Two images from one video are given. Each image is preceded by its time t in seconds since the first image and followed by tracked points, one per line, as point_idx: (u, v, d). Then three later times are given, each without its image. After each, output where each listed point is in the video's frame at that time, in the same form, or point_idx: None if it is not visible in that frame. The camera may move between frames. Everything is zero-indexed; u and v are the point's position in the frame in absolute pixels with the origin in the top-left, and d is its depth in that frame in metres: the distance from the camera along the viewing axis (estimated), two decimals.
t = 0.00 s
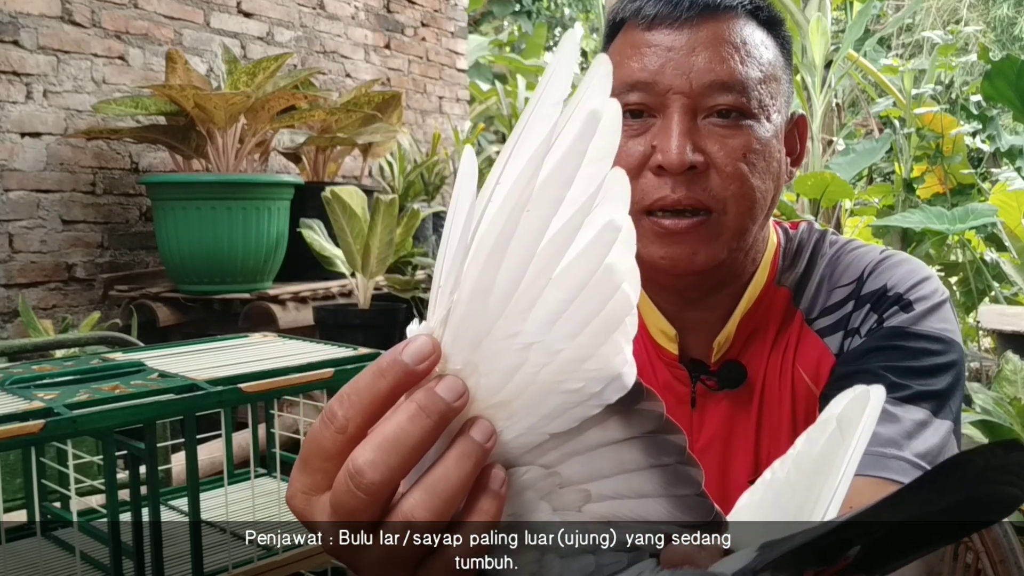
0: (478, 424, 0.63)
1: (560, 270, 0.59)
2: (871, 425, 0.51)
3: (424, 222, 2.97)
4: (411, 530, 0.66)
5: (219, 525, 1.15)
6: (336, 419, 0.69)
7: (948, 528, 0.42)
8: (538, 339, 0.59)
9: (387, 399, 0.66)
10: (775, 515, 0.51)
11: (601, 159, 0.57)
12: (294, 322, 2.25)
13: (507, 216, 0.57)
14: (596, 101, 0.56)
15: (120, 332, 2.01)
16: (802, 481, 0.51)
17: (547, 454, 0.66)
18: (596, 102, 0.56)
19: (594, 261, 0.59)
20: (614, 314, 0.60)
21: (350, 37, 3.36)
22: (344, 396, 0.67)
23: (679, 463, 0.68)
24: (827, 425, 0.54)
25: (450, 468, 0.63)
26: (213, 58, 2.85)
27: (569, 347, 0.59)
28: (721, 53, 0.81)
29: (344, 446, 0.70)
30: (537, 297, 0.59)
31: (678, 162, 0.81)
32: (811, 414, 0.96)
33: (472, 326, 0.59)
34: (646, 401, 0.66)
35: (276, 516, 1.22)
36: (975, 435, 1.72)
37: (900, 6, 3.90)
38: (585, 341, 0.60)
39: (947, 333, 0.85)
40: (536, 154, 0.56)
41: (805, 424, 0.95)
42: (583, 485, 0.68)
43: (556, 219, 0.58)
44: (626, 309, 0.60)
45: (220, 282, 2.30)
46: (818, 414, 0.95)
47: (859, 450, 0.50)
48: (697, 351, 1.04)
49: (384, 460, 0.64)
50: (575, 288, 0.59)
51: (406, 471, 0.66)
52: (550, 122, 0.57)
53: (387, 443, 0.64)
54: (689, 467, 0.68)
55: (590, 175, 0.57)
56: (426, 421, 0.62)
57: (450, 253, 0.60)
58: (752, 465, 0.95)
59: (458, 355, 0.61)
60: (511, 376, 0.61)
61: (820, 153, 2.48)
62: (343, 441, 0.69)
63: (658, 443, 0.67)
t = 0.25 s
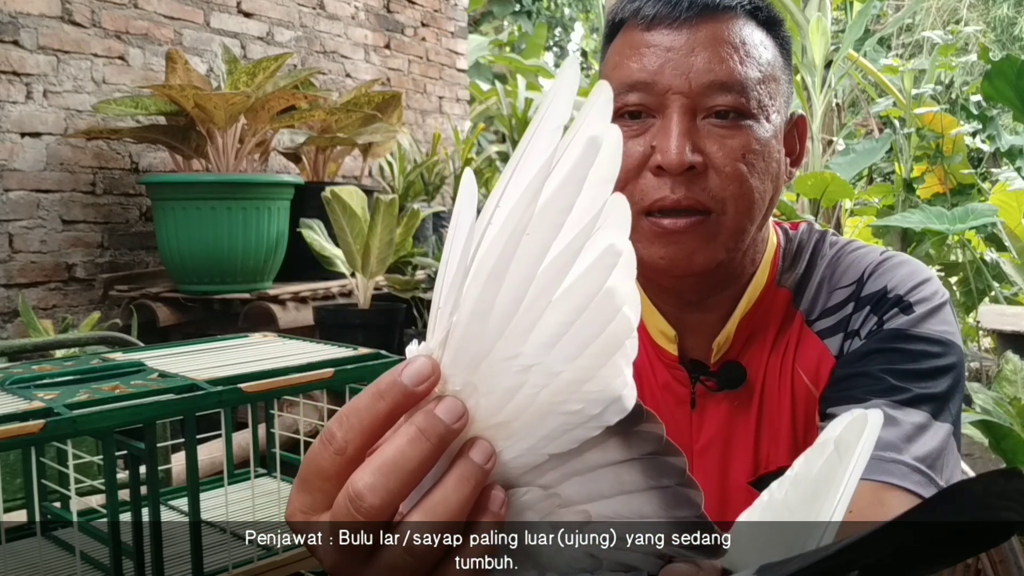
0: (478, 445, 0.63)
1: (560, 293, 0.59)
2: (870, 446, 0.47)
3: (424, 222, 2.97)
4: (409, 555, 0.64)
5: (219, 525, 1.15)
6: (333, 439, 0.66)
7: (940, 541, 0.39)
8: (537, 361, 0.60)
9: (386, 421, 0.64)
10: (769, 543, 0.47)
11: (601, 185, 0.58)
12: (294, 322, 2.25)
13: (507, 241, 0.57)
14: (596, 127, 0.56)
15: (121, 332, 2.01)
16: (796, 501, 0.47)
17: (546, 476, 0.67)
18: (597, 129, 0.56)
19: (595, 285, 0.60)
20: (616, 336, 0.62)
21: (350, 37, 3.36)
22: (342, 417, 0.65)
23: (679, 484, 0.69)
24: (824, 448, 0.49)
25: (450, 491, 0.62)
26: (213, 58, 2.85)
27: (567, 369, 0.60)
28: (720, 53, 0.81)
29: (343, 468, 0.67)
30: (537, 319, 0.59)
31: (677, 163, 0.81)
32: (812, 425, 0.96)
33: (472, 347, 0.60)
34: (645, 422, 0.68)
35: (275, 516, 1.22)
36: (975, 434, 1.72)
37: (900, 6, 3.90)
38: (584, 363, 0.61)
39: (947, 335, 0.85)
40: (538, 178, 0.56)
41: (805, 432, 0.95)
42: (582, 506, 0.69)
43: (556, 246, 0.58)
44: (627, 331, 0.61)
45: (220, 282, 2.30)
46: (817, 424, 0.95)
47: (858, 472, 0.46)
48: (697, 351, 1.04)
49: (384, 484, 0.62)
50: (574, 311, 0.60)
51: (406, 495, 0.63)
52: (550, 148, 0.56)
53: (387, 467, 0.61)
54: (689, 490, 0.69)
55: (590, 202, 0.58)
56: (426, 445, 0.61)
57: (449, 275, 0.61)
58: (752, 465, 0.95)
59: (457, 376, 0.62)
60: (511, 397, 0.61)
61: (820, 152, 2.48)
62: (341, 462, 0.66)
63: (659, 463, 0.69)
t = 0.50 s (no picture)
0: (477, 453, 0.62)
1: (560, 302, 0.59)
2: (869, 457, 0.46)
3: (424, 222, 2.97)
4: (409, 562, 0.64)
5: (219, 525, 1.15)
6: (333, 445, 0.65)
7: (944, 552, 0.35)
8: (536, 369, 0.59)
9: (386, 428, 0.64)
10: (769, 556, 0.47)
11: (600, 193, 0.57)
12: (293, 322, 2.25)
13: (506, 249, 0.57)
14: (595, 136, 0.56)
15: (120, 332, 2.01)
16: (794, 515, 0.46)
17: (545, 484, 0.66)
18: (596, 138, 0.56)
19: (594, 294, 0.59)
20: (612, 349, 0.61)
21: (350, 37, 3.36)
22: (341, 425, 0.64)
23: (678, 494, 0.66)
24: (824, 459, 0.48)
25: (448, 499, 0.62)
26: (213, 58, 2.85)
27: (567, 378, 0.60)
28: (719, 54, 0.81)
29: (343, 475, 0.66)
30: (536, 327, 0.59)
31: (676, 164, 0.81)
32: (811, 429, 0.96)
33: (471, 355, 0.60)
34: (643, 432, 0.67)
35: (276, 516, 1.22)
36: (975, 434, 1.72)
37: (900, 6, 3.90)
38: (584, 372, 0.60)
39: (947, 336, 0.85)
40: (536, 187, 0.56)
41: (805, 435, 0.95)
42: (581, 514, 0.67)
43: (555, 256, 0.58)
44: (625, 340, 0.60)
45: (220, 282, 2.30)
46: (817, 427, 0.95)
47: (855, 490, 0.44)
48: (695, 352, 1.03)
49: (383, 492, 0.62)
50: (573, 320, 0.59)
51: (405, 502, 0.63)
52: (549, 157, 0.57)
53: (387, 475, 0.61)
54: (687, 499, 0.66)
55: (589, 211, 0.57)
56: (425, 453, 0.60)
57: (449, 284, 0.61)
58: (752, 465, 0.95)
59: (456, 384, 0.62)
60: (510, 405, 0.61)
61: (820, 153, 2.49)
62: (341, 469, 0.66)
63: (656, 473, 0.66)
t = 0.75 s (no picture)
0: (482, 457, 0.62)
1: (568, 308, 0.58)
2: (869, 464, 0.46)
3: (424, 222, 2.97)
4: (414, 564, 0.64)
5: (219, 525, 1.15)
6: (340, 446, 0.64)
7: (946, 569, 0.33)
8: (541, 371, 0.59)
9: (392, 431, 0.63)
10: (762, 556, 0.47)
11: (612, 202, 0.56)
12: (294, 322, 2.25)
13: (515, 258, 0.55)
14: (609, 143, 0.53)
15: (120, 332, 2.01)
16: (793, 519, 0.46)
17: (548, 488, 0.66)
18: (608, 146, 0.53)
19: (603, 300, 0.58)
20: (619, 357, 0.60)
21: (350, 37, 3.36)
22: (347, 426, 0.63)
23: (680, 501, 0.66)
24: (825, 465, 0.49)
25: (453, 503, 0.61)
26: (213, 58, 2.85)
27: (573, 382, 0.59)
28: (720, 53, 0.81)
29: (348, 477, 0.66)
30: (543, 333, 0.58)
31: (677, 163, 0.81)
32: (811, 430, 0.96)
33: (478, 360, 0.59)
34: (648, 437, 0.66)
35: (276, 516, 1.22)
36: (975, 434, 1.72)
37: (899, 6, 3.90)
38: (590, 377, 0.59)
39: (947, 337, 0.85)
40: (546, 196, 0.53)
41: (805, 436, 0.95)
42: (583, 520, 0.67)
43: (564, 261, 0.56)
44: (632, 347, 0.60)
45: (220, 283, 2.30)
46: (817, 428, 0.95)
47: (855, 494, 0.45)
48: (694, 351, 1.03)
49: (389, 493, 0.61)
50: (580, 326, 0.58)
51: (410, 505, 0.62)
52: (560, 165, 0.54)
53: (393, 477, 0.60)
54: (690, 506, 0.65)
55: (599, 219, 0.55)
56: (431, 455, 0.60)
57: (457, 287, 0.59)
58: (751, 466, 0.96)
59: (461, 388, 0.60)
60: (515, 410, 0.60)
61: (820, 152, 2.48)
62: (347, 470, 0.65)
63: (658, 480, 0.66)
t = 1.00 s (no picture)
0: (493, 461, 0.60)
1: (587, 317, 0.56)
2: (876, 476, 0.46)
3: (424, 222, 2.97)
4: (422, 566, 0.62)
5: (219, 525, 1.15)
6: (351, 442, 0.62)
7: None
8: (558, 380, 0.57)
9: (406, 430, 0.61)
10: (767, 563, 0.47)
11: (640, 214, 0.54)
12: (293, 322, 2.25)
13: (539, 262, 0.55)
14: (643, 158, 0.53)
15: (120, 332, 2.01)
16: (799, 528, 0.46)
17: (555, 495, 0.63)
18: (641, 161, 0.53)
19: (623, 311, 0.56)
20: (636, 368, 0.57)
21: (350, 37, 3.36)
22: (360, 424, 0.62)
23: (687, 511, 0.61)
24: (830, 473, 0.49)
25: (464, 506, 0.59)
26: (213, 58, 2.85)
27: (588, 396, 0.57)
28: (721, 51, 0.81)
29: (360, 474, 0.64)
30: (561, 340, 0.56)
31: (679, 161, 0.81)
32: (811, 431, 0.96)
33: (494, 366, 0.58)
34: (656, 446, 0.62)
35: (275, 516, 1.22)
36: (975, 434, 1.72)
37: (899, 5, 3.90)
38: (604, 389, 0.57)
39: (948, 339, 0.84)
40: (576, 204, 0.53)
41: (804, 437, 0.95)
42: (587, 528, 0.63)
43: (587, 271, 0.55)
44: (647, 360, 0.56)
45: (220, 283, 2.30)
46: (816, 429, 0.95)
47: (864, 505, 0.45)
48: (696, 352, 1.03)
49: (403, 492, 0.59)
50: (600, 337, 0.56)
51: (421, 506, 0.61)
52: (593, 174, 0.54)
53: (408, 475, 0.59)
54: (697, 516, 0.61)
55: (626, 230, 0.54)
56: (445, 456, 0.58)
57: (479, 292, 0.58)
58: (751, 466, 0.96)
59: (476, 391, 0.59)
60: (528, 416, 0.58)
61: (820, 153, 2.49)
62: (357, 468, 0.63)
63: (666, 489, 0.62)
